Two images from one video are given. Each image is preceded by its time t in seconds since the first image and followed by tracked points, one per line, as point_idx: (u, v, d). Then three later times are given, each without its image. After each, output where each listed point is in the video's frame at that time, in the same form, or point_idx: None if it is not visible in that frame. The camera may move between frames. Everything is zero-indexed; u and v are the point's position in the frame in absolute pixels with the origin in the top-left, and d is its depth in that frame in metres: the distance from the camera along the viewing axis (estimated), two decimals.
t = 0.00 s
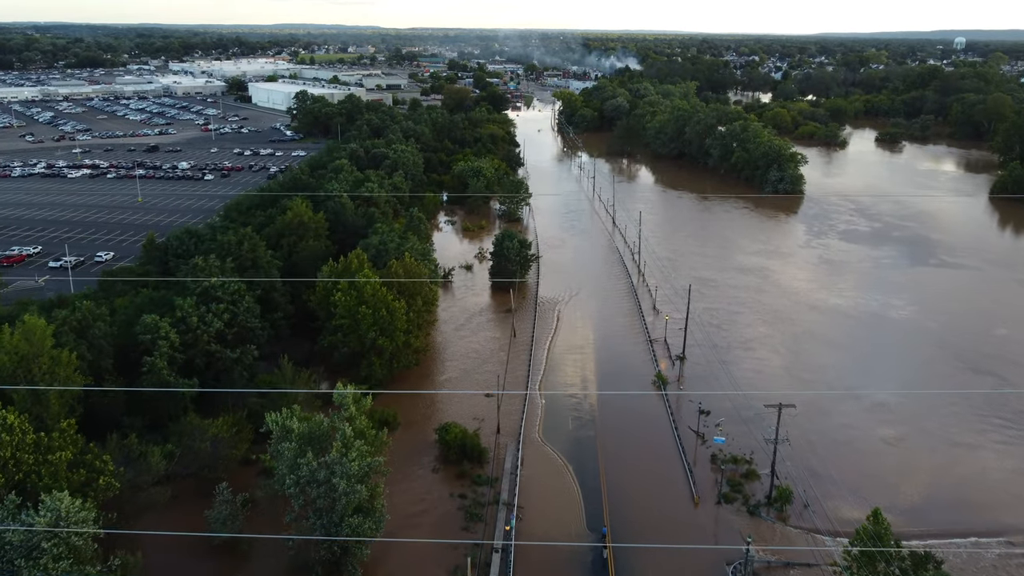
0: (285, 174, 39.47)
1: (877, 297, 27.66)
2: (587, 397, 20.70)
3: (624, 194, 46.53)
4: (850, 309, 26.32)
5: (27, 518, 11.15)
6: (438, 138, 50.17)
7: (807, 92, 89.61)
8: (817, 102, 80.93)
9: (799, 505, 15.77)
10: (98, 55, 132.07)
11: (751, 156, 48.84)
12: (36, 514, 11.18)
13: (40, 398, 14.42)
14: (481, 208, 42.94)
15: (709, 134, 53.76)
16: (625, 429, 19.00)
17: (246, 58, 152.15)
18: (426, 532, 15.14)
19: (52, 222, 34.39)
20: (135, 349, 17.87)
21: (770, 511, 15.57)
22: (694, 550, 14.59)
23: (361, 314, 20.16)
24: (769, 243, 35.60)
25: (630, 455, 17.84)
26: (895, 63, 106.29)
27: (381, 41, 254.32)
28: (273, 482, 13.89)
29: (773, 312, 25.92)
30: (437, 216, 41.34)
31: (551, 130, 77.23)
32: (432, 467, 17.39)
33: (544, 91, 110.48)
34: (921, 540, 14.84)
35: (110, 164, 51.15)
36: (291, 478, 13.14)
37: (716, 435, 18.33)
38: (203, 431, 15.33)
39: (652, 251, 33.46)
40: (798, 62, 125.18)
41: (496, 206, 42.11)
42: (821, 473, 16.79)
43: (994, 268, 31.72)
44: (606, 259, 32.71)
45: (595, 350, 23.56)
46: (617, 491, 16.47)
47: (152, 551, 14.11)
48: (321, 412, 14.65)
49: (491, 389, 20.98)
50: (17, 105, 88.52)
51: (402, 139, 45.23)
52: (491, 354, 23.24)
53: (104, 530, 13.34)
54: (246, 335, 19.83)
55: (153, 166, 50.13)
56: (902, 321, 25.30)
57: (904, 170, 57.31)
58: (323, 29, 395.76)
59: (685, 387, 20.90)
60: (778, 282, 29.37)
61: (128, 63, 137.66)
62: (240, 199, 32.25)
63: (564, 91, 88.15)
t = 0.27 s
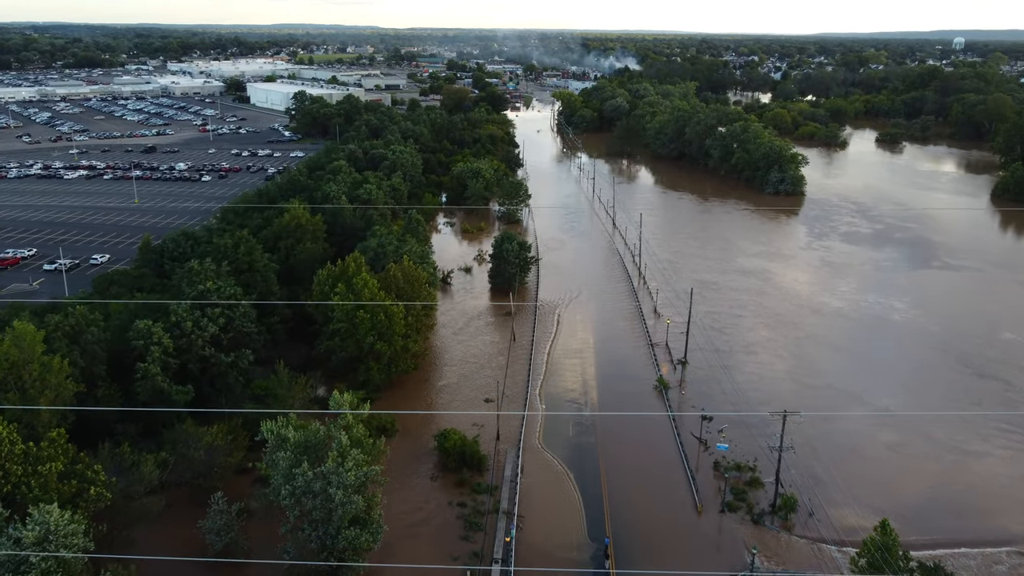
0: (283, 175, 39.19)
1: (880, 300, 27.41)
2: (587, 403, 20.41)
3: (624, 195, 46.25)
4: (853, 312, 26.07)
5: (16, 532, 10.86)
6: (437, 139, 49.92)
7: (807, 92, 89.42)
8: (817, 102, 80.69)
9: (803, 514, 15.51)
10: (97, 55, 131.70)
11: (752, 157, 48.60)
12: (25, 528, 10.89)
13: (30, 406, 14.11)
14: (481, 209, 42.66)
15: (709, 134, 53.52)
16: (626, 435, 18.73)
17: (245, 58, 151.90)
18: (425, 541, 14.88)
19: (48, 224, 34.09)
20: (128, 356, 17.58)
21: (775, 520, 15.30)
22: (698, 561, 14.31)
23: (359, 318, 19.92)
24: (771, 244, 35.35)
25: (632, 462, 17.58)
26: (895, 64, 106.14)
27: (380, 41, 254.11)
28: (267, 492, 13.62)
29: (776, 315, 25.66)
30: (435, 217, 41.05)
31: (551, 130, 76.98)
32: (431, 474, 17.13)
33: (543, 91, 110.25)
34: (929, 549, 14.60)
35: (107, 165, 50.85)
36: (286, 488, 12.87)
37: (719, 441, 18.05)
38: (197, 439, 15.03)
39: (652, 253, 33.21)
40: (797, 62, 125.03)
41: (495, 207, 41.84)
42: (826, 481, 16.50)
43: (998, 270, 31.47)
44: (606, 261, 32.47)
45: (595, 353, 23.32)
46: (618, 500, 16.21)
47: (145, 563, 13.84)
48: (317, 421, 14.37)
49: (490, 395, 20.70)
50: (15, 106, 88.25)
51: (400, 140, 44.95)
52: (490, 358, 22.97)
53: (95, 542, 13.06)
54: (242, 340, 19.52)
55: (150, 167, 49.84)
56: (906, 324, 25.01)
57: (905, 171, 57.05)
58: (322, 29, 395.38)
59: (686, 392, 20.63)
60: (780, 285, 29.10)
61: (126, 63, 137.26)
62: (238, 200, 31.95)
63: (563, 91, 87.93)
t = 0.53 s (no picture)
0: (282, 176, 38.96)
1: (883, 302, 27.22)
2: (589, 407, 20.19)
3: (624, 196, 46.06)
4: (856, 314, 25.86)
5: (7, 543, 10.64)
6: (436, 140, 49.70)
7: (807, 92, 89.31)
8: (817, 102, 80.54)
9: (808, 521, 15.29)
10: (95, 55, 131.35)
11: (752, 158, 48.41)
12: (16, 539, 10.67)
13: (23, 411, 13.87)
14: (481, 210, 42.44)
15: (709, 135, 53.33)
16: (628, 440, 18.52)
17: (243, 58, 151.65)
18: (424, 548, 14.65)
19: (45, 225, 33.84)
20: (124, 360, 17.34)
21: (779, 526, 15.08)
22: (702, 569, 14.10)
23: (358, 322, 19.72)
24: (772, 246, 35.15)
25: (634, 467, 17.37)
26: (894, 64, 106.04)
27: (379, 41, 253.95)
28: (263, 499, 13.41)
29: (778, 318, 25.45)
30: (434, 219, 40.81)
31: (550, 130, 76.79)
32: (431, 479, 16.90)
33: (543, 92, 110.02)
34: (936, 557, 14.40)
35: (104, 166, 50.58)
36: (283, 496, 12.65)
37: (722, 446, 17.82)
38: (193, 444, 14.80)
39: (653, 255, 33.00)
40: (796, 62, 124.95)
41: (494, 209, 41.61)
42: (831, 487, 16.28)
43: (1000, 272, 31.28)
44: (607, 262, 32.27)
45: (596, 356, 23.11)
46: (621, 506, 15.98)
47: (139, 571, 13.62)
48: (315, 427, 14.14)
49: (491, 399, 20.48)
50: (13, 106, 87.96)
51: (399, 140, 44.71)
52: (490, 361, 22.77)
53: (88, 550, 12.84)
54: (239, 343, 19.27)
55: (148, 167, 49.59)
56: (909, 326, 24.82)
57: (906, 171, 56.89)
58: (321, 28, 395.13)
59: (688, 396, 20.41)
60: (782, 287, 28.92)
61: (124, 63, 136.90)
62: (236, 201, 31.72)
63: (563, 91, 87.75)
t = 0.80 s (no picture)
0: (281, 176, 38.78)
1: (885, 304, 27.09)
2: (590, 409, 20.03)
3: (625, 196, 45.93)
4: (858, 316, 25.70)
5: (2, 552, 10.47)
6: (435, 140, 49.57)
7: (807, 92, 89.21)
8: (817, 102, 80.45)
9: (812, 525, 15.14)
10: (94, 55, 131.04)
11: (752, 159, 48.29)
12: (10, 547, 10.50)
13: (18, 416, 13.67)
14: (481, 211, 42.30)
15: (710, 135, 53.20)
16: (631, 444, 18.35)
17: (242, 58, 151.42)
18: (424, 553, 14.49)
19: (42, 226, 33.64)
20: (121, 363, 17.14)
21: (783, 531, 14.92)
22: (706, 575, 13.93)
23: (357, 324, 19.56)
24: (773, 247, 35.02)
25: (636, 471, 17.21)
26: (894, 64, 105.97)
27: (378, 40, 253.80)
28: (261, 505, 13.25)
29: (779, 320, 25.32)
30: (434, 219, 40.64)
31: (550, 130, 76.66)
32: (431, 483, 16.73)
33: (542, 92, 109.84)
34: (942, 562, 14.24)
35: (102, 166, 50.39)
36: (281, 502, 12.49)
37: (725, 450, 17.66)
38: (190, 449, 14.63)
39: (654, 256, 32.84)
40: (796, 62, 124.87)
41: (494, 209, 41.46)
42: (835, 492, 16.14)
43: (1002, 273, 31.16)
44: (607, 263, 32.10)
45: (597, 358, 22.97)
46: (623, 510, 15.82)
47: None
48: (313, 432, 13.97)
49: (491, 402, 20.31)
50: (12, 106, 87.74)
51: (399, 141, 44.54)
52: (491, 364, 22.62)
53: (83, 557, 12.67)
54: (237, 346, 19.09)
55: (146, 167, 49.42)
56: (911, 328, 24.69)
57: (906, 172, 56.79)
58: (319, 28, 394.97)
59: (690, 399, 20.25)
60: (784, 288, 28.78)
61: (122, 63, 136.65)
62: (235, 202, 31.53)
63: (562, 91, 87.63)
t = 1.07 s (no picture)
0: (281, 176, 38.65)
1: (887, 305, 27.00)
2: (591, 411, 19.93)
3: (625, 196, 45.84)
4: (860, 317, 25.60)
5: None
6: (435, 140, 49.45)
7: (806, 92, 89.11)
8: (817, 102, 80.36)
9: (815, 528, 15.04)
10: (93, 55, 130.83)
11: (752, 159, 48.17)
12: (8, 553, 10.40)
13: (16, 419, 13.55)
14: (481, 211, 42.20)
15: (710, 135, 53.09)
16: (632, 446, 18.25)
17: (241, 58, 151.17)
18: (425, 557, 14.38)
19: (41, 226, 33.52)
20: (119, 365, 17.02)
21: (786, 535, 14.82)
22: None
23: (357, 326, 19.46)
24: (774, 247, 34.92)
25: (637, 474, 17.11)
26: (894, 64, 105.88)
27: (377, 40, 253.72)
28: (261, 509, 13.14)
29: (781, 321, 25.22)
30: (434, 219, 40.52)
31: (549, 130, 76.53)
32: (432, 486, 16.62)
33: (541, 92, 109.69)
34: (946, 565, 14.15)
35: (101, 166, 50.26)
36: (281, 507, 12.39)
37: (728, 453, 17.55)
38: (189, 452, 14.52)
39: (655, 257, 32.73)
40: (795, 62, 124.79)
41: (494, 210, 41.35)
42: (838, 494, 16.04)
43: (1003, 274, 31.07)
44: (608, 264, 32.01)
45: (598, 360, 22.87)
46: (624, 513, 15.72)
47: None
48: (313, 435, 13.86)
49: (492, 404, 20.20)
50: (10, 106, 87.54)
51: (399, 141, 44.43)
52: (491, 365, 22.52)
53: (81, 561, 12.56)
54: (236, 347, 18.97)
55: (145, 168, 49.29)
56: (913, 329, 24.60)
57: (906, 172, 56.71)
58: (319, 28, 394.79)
59: (692, 401, 20.15)
60: (785, 289, 28.68)
61: (121, 62, 136.36)
62: (234, 202, 31.42)
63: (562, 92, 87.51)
